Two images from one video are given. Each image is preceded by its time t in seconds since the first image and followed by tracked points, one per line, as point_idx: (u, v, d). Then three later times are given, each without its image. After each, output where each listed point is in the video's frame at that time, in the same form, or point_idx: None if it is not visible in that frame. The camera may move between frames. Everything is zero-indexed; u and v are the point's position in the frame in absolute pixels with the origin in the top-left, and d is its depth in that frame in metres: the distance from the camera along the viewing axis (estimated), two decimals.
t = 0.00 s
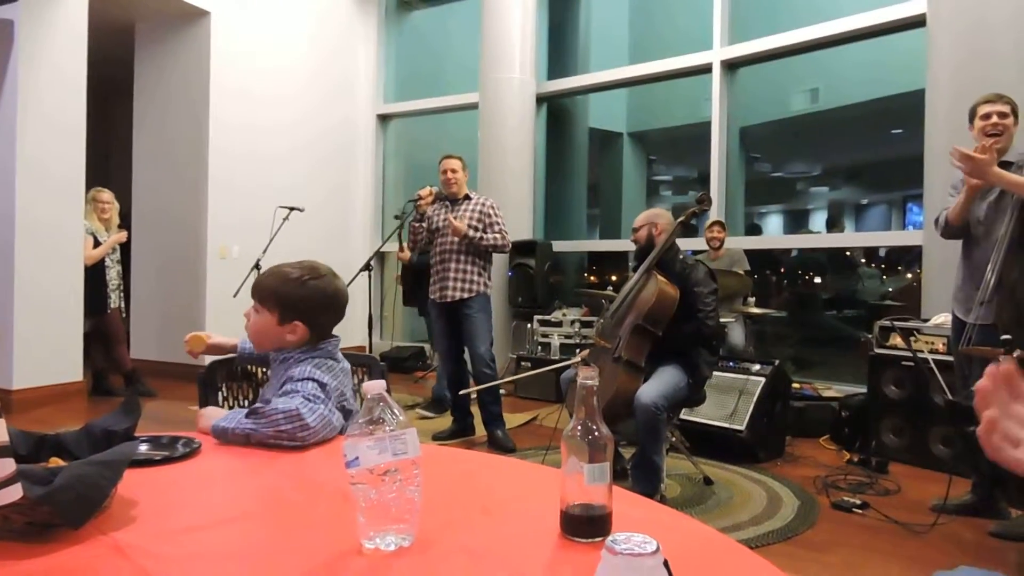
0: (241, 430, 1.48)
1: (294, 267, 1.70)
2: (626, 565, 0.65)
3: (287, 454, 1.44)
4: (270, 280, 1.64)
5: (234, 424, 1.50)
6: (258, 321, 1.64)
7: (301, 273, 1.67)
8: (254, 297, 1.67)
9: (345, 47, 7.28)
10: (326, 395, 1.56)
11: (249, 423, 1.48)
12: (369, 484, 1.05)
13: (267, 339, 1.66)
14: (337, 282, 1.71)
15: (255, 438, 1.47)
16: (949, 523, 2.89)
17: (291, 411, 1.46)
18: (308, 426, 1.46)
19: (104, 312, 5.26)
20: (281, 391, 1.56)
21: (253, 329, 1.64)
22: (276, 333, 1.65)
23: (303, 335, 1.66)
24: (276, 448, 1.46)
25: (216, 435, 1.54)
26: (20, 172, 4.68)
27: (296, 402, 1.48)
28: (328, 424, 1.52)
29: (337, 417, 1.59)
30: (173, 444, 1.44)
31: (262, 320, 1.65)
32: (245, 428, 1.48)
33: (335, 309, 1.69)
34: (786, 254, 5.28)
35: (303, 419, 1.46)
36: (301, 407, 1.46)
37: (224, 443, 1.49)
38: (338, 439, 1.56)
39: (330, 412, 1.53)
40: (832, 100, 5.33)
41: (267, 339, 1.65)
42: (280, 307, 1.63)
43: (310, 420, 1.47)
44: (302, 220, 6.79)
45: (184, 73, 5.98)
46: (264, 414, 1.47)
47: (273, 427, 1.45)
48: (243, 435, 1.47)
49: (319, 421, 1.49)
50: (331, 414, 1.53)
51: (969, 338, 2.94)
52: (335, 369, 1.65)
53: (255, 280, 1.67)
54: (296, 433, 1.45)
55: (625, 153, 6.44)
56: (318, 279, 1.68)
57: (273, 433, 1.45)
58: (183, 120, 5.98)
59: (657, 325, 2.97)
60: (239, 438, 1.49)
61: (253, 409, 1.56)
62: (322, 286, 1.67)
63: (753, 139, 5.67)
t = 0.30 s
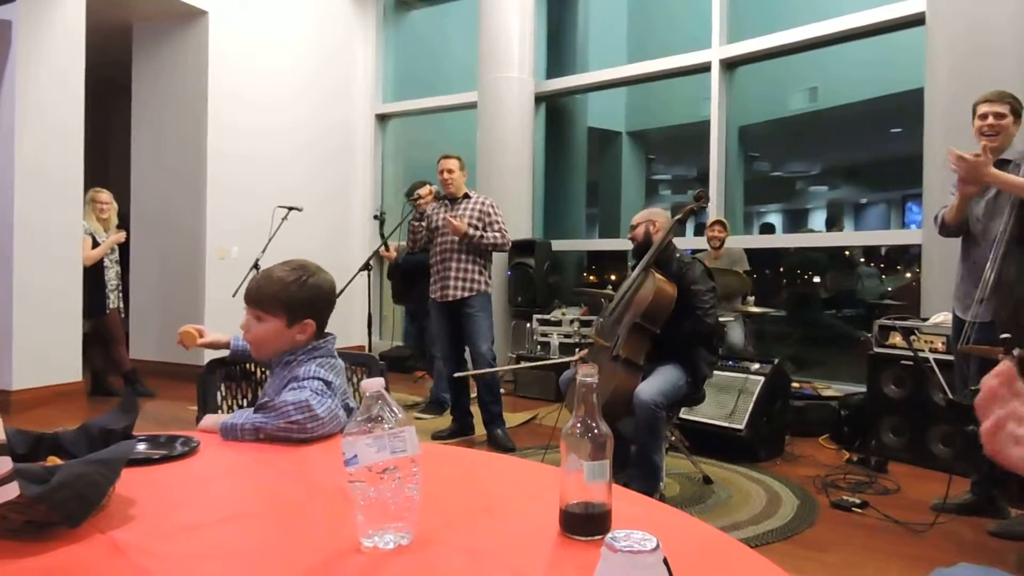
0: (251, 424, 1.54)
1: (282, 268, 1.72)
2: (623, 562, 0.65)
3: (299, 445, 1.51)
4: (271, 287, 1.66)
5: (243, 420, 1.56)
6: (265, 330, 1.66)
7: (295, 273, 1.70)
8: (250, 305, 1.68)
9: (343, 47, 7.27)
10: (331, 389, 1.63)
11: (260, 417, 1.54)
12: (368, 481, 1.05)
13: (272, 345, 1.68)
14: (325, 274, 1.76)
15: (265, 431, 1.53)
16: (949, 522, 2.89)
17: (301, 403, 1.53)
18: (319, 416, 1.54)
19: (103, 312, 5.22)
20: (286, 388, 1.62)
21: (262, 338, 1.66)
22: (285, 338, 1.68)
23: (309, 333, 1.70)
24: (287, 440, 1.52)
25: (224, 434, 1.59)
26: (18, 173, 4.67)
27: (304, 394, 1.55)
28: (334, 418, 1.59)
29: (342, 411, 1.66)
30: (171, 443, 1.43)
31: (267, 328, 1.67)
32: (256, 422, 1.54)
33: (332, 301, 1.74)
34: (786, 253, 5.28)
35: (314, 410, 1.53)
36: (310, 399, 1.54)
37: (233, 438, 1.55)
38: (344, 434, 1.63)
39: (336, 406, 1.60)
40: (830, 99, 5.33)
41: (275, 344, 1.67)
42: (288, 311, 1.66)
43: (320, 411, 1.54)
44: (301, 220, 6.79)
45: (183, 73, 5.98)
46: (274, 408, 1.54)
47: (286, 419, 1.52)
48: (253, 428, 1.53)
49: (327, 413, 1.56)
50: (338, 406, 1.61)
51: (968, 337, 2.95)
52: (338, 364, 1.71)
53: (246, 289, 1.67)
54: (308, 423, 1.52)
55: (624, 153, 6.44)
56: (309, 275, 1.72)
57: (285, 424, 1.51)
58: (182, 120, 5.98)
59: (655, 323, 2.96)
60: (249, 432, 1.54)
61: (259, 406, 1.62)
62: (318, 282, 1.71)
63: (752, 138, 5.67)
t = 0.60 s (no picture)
0: (252, 420, 1.61)
1: (264, 268, 1.86)
2: (621, 560, 0.65)
3: (300, 439, 1.59)
4: (269, 285, 1.80)
5: (243, 417, 1.64)
6: (271, 326, 1.80)
7: (279, 270, 1.85)
8: (247, 307, 1.81)
9: (341, 47, 7.26)
10: (326, 386, 1.71)
11: (260, 413, 1.63)
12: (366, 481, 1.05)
13: (274, 340, 1.83)
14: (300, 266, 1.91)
15: (265, 427, 1.61)
16: (949, 521, 2.89)
17: (299, 399, 1.61)
18: (317, 410, 1.62)
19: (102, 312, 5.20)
20: (282, 386, 1.71)
21: (271, 334, 1.80)
22: (287, 330, 1.83)
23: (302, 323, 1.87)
24: (287, 435, 1.60)
25: (224, 432, 1.66)
26: (16, 173, 4.67)
27: (302, 391, 1.64)
28: (331, 413, 1.68)
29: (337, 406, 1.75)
30: (168, 442, 1.43)
31: (269, 324, 1.81)
32: (257, 418, 1.62)
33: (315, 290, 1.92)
34: (785, 252, 5.27)
35: (313, 404, 1.62)
36: (308, 394, 1.62)
37: (234, 436, 1.62)
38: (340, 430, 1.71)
39: (332, 402, 1.69)
40: (828, 99, 5.33)
41: (280, 338, 1.82)
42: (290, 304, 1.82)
43: (318, 405, 1.63)
44: (300, 220, 6.79)
45: (181, 74, 5.98)
46: (273, 405, 1.62)
47: (286, 414, 1.60)
48: (253, 425, 1.61)
49: (325, 407, 1.65)
50: (334, 401, 1.69)
51: (966, 335, 2.95)
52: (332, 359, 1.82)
53: (239, 292, 1.80)
54: (308, 416, 1.61)
55: (622, 153, 6.44)
56: (291, 268, 1.87)
57: (285, 420, 1.60)
58: (180, 121, 5.97)
59: (651, 320, 2.98)
60: (250, 429, 1.62)
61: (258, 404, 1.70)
62: (302, 274, 1.88)
63: (750, 137, 5.66)
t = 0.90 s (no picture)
0: (248, 419, 1.62)
1: (264, 267, 1.90)
2: (618, 561, 0.65)
3: (296, 439, 1.60)
4: (272, 284, 1.84)
5: (239, 416, 1.64)
6: (274, 323, 1.84)
7: (279, 268, 1.89)
8: (250, 304, 1.84)
9: (341, 45, 7.26)
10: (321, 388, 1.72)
11: (256, 412, 1.63)
12: (362, 479, 1.05)
13: (276, 336, 1.86)
14: (298, 266, 1.96)
15: (261, 426, 1.61)
16: (946, 524, 2.90)
17: (296, 400, 1.61)
18: (314, 412, 1.62)
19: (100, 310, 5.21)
20: (279, 386, 1.71)
21: (274, 330, 1.83)
22: (289, 327, 1.87)
23: (302, 321, 1.91)
24: (282, 434, 1.60)
25: (218, 429, 1.66)
26: (14, 170, 4.66)
27: (299, 392, 1.64)
28: (326, 415, 1.68)
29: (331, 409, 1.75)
30: (166, 440, 1.43)
31: (272, 321, 1.85)
32: (253, 417, 1.62)
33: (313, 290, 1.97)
34: (784, 254, 5.27)
35: (310, 406, 1.62)
36: (305, 395, 1.62)
37: (229, 433, 1.62)
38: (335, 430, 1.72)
39: (328, 404, 1.69)
40: (827, 101, 5.34)
41: (283, 335, 1.86)
42: (293, 300, 1.87)
43: (315, 407, 1.63)
44: (299, 219, 6.79)
45: (181, 71, 5.97)
46: (269, 404, 1.62)
47: (282, 413, 1.60)
48: (250, 423, 1.61)
49: (321, 408, 1.65)
50: (329, 404, 1.69)
51: (964, 338, 2.95)
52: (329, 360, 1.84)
53: (242, 290, 1.84)
54: (305, 417, 1.61)
55: (622, 154, 6.44)
56: (291, 268, 1.92)
57: (281, 419, 1.60)
58: (180, 119, 5.97)
59: (646, 319, 2.98)
60: (246, 427, 1.62)
61: (253, 403, 1.70)
62: (301, 274, 1.92)
63: (749, 139, 5.66)
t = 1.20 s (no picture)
0: (247, 418, 1.62)
1: (269, 266, 1.91)
2: (620, 564, 0.65)
3: (296, 440, 1.60)
4: (283, 285, 1.86)
5: (240, 415, 1.64)
6: (283, 323, 1.86)
7: (286, 267, 1.91)
8: (258, 304, 1.86)
9: (344, 45, 7.27)
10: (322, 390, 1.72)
11: (257, 413, 1.63)
12: (363, 480, 1.05)
13: (283, 336, 1.89)
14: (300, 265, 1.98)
15: (261, 426, 1.61)
16: (946, 528, 2.89)
17: (297, 401, 1.61)
18: (315, 413, 1.62)
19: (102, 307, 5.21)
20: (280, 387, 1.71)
21: (283, 331, 1.86)
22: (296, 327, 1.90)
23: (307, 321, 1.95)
24: (282, 435, 1.61)
25: (219, 428, 1.66)
26: (17, 167, 4.66)
27: (300, 393, 1.64)
28: (328, 416, 1.68)
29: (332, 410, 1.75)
30: (166, 438, 1.43)
31: (280, 321, 1.87)
32: (253, 417, 1.63)
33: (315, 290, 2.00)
34: (785, 257, 5.26)
35: (311, 407, 1.62)
36: (307, 397, 1.62)
37: (229, 432, 1.62)
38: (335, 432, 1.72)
39: (329, 405, 1.69)
40: (830, 104, 5.34)
41: (290, 334, 1.88)
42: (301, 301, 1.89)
43: (316, 408, 1.63)
44: (300, 218, 6.79)
45: (184, 69, 5.97)
46: (269, 404, 1.62)
47: (282, 414, 1.61)
48: (250, 422, 1.61)
49: (322, 410, 1.66)
50: (330, 405, 1.70)
51: (966, 342, 2.95)
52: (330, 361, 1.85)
53: (250, 289, 1.84)
54: (306, 419, 1.61)
55: (624, 156, 6.44)
56: (295, 268, 1.94)
57: (282, 420, 1.61)
58: (182, 118, 5.97)
59: (645, 321, 2.97)
60: (245, 426, 1.62)
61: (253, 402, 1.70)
62: (306, 274, 1.95)
63: (752, 141, 5.66)
